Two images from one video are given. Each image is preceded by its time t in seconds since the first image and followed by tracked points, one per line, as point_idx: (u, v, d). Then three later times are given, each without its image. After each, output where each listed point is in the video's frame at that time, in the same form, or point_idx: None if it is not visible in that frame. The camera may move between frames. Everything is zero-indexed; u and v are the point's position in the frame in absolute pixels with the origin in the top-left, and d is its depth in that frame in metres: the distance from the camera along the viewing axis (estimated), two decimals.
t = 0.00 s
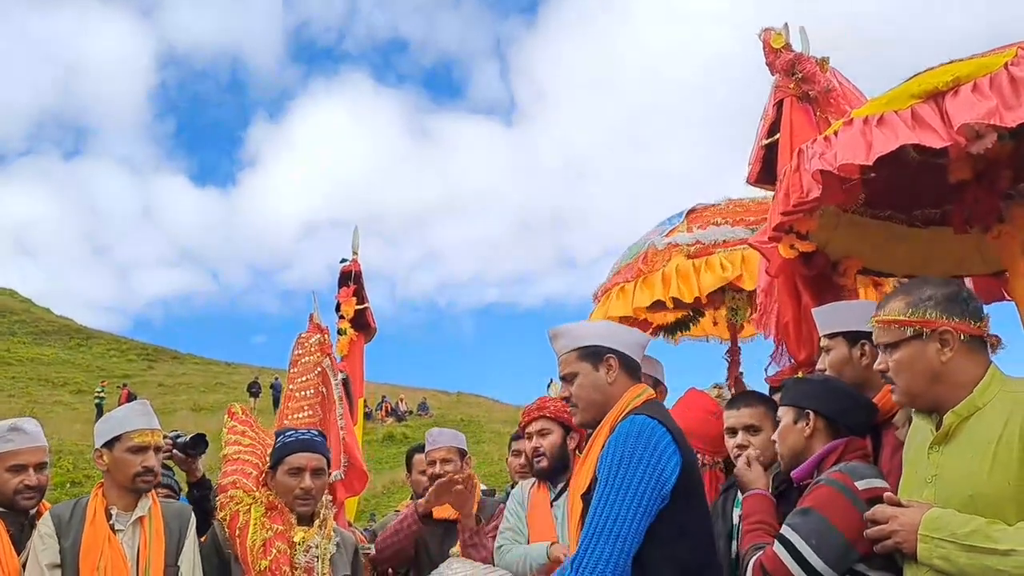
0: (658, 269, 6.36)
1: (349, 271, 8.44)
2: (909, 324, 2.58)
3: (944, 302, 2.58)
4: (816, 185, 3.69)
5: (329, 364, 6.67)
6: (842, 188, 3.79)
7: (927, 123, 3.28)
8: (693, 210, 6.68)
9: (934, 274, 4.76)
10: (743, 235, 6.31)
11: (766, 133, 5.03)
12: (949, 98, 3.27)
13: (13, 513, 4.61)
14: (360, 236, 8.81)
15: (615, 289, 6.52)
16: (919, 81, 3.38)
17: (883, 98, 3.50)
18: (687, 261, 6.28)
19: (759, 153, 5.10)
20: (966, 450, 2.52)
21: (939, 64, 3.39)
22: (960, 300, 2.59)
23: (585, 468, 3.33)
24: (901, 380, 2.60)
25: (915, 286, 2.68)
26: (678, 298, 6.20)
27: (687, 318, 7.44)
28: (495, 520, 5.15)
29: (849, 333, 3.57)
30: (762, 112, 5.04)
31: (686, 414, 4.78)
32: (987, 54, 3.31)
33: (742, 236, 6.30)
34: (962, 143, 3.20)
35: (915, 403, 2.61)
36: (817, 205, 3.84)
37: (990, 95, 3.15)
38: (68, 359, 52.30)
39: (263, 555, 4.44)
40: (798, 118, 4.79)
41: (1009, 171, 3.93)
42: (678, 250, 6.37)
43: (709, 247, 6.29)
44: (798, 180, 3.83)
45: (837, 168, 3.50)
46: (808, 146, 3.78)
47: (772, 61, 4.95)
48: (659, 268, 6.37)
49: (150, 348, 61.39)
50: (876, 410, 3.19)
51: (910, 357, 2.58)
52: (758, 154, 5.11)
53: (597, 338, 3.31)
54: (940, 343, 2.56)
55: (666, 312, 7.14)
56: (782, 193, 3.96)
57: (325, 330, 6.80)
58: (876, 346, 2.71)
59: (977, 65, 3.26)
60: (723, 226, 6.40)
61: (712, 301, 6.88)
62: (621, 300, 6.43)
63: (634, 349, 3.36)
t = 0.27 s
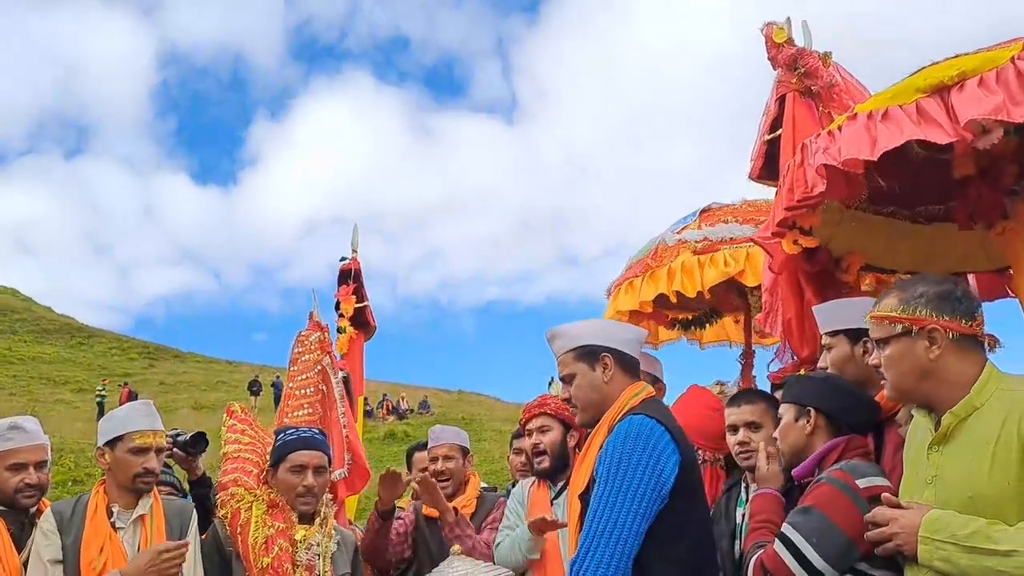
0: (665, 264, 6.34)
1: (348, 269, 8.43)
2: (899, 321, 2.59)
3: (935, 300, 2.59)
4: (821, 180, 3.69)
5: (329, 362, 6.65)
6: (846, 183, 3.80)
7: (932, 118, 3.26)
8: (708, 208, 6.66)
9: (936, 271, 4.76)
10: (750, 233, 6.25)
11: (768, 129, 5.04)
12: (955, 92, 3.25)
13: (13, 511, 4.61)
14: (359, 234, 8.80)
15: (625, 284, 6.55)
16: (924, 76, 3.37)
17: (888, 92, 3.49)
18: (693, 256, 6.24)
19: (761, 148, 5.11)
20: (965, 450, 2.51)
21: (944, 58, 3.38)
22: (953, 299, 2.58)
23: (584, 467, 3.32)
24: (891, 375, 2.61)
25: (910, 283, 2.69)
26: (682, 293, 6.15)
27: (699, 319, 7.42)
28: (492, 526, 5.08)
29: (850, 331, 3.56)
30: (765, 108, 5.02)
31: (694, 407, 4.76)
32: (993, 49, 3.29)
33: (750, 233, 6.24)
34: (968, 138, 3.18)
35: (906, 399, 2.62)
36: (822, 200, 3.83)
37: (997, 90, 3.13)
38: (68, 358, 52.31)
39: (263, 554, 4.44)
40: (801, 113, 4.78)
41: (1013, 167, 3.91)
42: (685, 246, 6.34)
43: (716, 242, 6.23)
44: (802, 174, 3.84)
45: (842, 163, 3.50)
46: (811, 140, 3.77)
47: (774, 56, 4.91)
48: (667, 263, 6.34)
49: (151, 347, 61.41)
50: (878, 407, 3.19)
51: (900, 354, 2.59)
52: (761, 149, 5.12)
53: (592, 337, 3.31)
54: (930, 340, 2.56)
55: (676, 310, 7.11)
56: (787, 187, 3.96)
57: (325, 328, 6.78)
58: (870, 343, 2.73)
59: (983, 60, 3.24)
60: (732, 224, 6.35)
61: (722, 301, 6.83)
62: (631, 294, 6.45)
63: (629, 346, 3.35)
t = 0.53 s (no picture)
0: (665, 265, 6.33)
1: (348, 267, 8.42)
2: (899, 316, 2.58)
3: (936, 295, 2.57)
4: (818, 177, 3.67)
5: (326, 360, 6.63)
6: (843, 181, 3.77)
7: (930, 116, 3.25)
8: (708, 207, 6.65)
9: (937, 264, 4.76)
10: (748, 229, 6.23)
11: (768, 125, 5.02)
12: (953, 89, 3.24)
13: (12, 510, 4.60)
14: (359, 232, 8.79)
15: (627, 287, 6.57)
16: (922, 73, 3.36)
17: (887, 89, 3.47)
18: (692, 255, 6.23)
19: (761, 144, 5.09)
20: (964, 448, 2.50)
21: (943, 55, 3.37)
22: (954, 295, 2.56)
23: (581, 464, 3.30)
24: (890, 371, 2.60)
25: (913, 278, 2.67)
26: (683, 293, 6.14)
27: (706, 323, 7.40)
28: (492, 525, 5.06)
29: (850, 328, 3.54)
30: (765, 104, 5.00)
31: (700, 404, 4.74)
32: (992, 45, 3.28)
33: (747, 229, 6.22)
34: (965, 135, 3.15)
35: (905, 395, 2.61)
36: (818, 199, 3.82)
37: (994, 87, 3.11)
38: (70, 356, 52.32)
39: (263, 552, 4.43)
40: (801, 109, 4.75)
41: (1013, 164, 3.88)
42: (684, 246, 6.33)
43: (714, 241, 6.22)
44: (798, 173, 3.82)
45: (837, 160, 3.48)
46: (808, 138, 3.75)
47: (775, 51, 4.88)
48: (667, 263, 6.33)
49: (152, 345, 61.42)
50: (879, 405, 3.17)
51: (899, 349, 2.58)
52: (761, 145, 5.10)
53: (595, 337, 3.29)
54: (929, 336, 2.55)
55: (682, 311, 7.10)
56: (783, 186, 3.95)
57: (324, 326, 6.75)
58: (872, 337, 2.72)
59: (982, 56, 3.23)
60: (730, 221, 6.33)
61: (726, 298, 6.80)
62: (633, 296, 6.47)
63: (634, 345, 3.33)
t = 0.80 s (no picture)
0: (650, 265, 6.25)
1: (348, 265, 8.40)
2: (902, 313, 2.56)
3: (939, 292, 2.55)
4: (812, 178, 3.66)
5: (327, 357, 6.59)
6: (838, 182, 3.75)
7: (923, 116, 3.22)
8: (691, 208, 6.62)
9: (939, 260, 4.74)
10: (731, 226, 6.18)
11: (768, 123, 5.00)
12: (946, 88, 3.20)
13: (10, 508, 4.59)
14: (359, 230, 8.77)
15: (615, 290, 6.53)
16: (916, 73, 3.33)
17: (879, 90, 3.45)
18: (676, 254, 6.17)
19: (762, 141, 5.07)
20: (967, 446, 2.48)
21: (935, 54, 3.34)
22: (957, 292, 2.54)
23: (580, 462, 3.28)
24: (893, 369, 2.58)
25: (915, 276, 2.65)
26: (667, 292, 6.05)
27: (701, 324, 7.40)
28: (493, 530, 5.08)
29: (849, 327, 3.52)
30: (765, 101, 4.97)
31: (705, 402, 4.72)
32: (986, 43, 3.24)
33: (731, 226, 6.18)
34: (959, 134, 3.13)
35: (909, 393, 2.59)
36: (813, 199, 3.83)
37: (987, 86, 3.08)
38: (71, 355, 52.33)
39: (262, 551, 4.40)
40: (801, 107, 4.72)
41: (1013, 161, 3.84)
42: (669, 246, 6.27)
43: (698, 240, 6.17)
44: (794, 174, 3.82)
45: (831, 161, 3.48)
46: (803, 138, 3.73)
47: (774, 48, 4.88)
48: (653, 264, 6.27)
49: (153, 344, 61.42)
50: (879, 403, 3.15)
51: (902, 347, 2.56)
52: (761, 142, 5.08)
53: (595, 340, 3.27)
54: (932, 333, 2.53)
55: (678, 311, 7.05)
56: (780, 185, 3.95)
57: (323, 325, 6.72)
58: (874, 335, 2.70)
59: (975, 54, 3.19)
60: (714, 220, 6.29)
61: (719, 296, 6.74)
62: (620, 299, 6.42)
63: (634, 346, 3.31)
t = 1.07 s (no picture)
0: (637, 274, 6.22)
1: (349, 264, 8.41)
2: (910, 310, 2.57)
3: (947, 288, 2.55)
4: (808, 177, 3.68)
5: (327, 356, 6.60)
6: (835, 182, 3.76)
7: (916, 116, 3.22)
8: (679, 217, 6.61)
9: (946, 255, 4.76)
10: (717, 234, 6.17)
11: (770, 120, 5.00)
12: (940, 88, 3.20)
13: (13, 507, 4.59)
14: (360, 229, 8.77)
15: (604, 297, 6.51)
16: (910, 72, 3.34)
17: (873, 90, 3.46)
18: (661, 263, 6.16)
19: (763, 138, 5.08)
20: (968, 439, 2.49)
21: (931, 53, 3.35)
22: (964, 288, 2.55)
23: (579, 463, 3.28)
24: (901, 365, 2.59)
25: (922, 273, 2.66)
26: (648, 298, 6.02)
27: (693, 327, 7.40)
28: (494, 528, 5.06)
29: (850, 325, 3.53)
30: (767, 98, 4.98)
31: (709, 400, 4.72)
32: (980, 42, 3.24)
33: (717, 234, 6.16)
34: (952, 134, 3.12)
35: (916, 389, 2.60)
36: (809, 199, 3.83)
37: (980, 85, 3.07)
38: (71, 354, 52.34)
39: (257, 549, 4.40)
40: (802, 103, 4.73)
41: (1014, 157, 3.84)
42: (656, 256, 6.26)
43: (684, 249, 6.16)
44: (787, 174, 3.84)
45: (826, 161, 3.50)
46: (797, 139, 3.74)
47: (776, 46, 4.88)
48: (639, 273, 6.24)
49: (153, 343, 61.43)
50: (881, 401, 3.14)
51: (910, 343, 2.56)
52: (763, 140, 5.09)
53: (592, 338, 3.27)
54: (940, 329, 2.54)
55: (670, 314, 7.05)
56: (775, 186, 3.94)
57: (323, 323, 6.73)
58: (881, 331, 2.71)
59: (969, 54, 3.19)
60: (700, 230, 6.27)
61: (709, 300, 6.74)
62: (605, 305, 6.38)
63: (628, 343, 3.32)
